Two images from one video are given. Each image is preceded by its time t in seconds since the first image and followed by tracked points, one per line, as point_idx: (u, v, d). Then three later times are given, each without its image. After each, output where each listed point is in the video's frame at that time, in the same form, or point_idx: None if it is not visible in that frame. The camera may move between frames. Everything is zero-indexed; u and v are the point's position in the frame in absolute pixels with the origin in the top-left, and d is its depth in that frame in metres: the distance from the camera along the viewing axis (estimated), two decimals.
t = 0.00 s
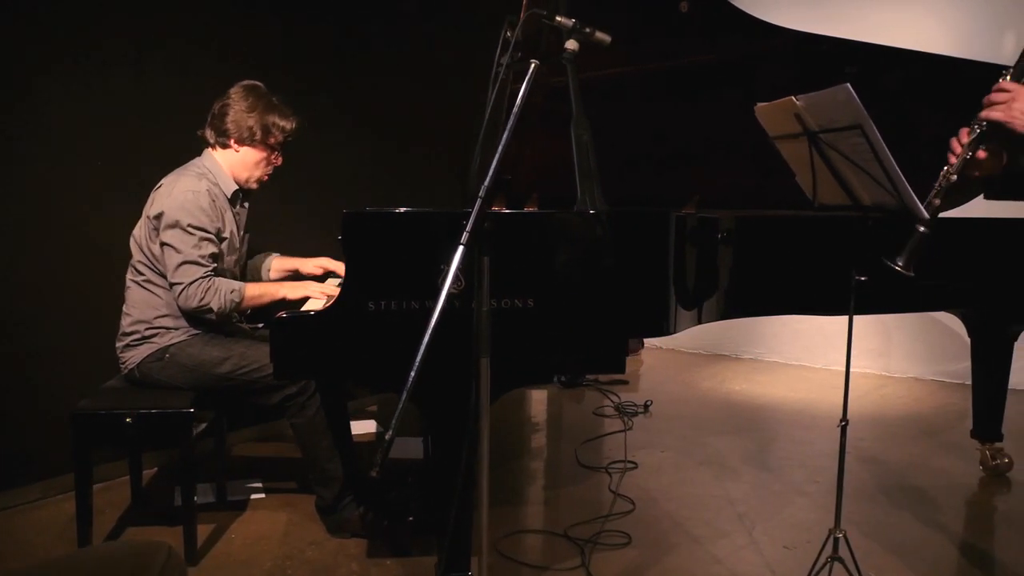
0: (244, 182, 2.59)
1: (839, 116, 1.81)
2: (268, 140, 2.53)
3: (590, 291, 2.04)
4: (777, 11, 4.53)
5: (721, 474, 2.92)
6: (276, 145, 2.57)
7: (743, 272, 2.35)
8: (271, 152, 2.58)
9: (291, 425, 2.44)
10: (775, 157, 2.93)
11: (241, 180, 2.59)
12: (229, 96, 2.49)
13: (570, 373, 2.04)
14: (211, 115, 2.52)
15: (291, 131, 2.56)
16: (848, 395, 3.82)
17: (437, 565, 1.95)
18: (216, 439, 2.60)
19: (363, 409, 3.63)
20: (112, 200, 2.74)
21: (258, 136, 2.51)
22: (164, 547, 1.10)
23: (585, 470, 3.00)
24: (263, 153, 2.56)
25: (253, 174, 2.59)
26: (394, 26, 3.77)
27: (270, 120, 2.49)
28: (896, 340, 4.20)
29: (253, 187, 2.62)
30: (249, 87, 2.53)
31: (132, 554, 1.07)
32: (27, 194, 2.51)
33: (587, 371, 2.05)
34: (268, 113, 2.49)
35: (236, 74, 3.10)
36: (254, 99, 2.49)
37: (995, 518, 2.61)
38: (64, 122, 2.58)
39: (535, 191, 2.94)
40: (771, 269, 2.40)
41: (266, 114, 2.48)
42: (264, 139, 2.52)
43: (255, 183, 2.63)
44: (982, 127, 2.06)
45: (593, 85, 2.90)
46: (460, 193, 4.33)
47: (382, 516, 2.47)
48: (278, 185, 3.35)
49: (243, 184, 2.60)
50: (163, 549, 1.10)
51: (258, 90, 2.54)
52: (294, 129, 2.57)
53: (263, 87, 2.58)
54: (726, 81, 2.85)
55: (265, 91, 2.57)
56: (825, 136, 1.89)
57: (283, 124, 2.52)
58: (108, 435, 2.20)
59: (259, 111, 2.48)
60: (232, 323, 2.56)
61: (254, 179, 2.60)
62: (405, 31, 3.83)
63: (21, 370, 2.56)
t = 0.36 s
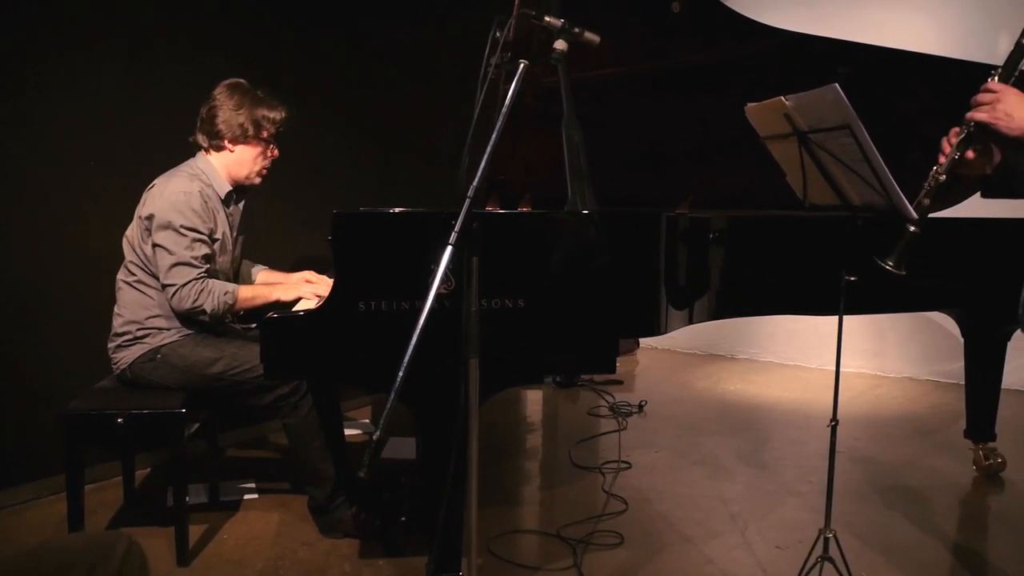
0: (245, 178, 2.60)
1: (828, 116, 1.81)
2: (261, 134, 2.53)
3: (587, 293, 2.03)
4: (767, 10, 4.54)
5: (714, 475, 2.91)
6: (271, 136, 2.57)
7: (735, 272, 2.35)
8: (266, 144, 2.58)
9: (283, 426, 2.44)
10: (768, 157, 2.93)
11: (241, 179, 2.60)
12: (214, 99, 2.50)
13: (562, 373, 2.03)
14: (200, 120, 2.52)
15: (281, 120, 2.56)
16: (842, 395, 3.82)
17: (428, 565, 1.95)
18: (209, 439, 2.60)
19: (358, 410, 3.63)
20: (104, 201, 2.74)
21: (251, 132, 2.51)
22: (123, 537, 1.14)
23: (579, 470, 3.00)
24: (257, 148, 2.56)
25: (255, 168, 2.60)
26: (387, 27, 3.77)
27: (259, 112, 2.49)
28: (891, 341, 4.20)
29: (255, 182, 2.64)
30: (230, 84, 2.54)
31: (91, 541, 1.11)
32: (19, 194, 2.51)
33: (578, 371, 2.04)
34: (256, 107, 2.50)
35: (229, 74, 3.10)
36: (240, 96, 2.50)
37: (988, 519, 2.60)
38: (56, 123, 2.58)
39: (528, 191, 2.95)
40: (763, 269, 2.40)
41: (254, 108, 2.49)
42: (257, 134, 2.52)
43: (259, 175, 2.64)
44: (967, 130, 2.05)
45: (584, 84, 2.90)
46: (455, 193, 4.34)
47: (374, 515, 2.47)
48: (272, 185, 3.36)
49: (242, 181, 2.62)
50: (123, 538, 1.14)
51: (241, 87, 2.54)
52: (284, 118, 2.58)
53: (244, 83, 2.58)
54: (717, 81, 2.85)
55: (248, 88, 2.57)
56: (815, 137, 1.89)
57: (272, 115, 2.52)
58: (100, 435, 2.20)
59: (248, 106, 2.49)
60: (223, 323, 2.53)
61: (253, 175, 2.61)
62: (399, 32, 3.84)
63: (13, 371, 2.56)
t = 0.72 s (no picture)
0: (237, 175, 2.59)
1: (813, 117, 1.81)
2: (248, 130, 2.53)
3: (575, 292, 2.03)
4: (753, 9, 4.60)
5: (703, 475, 2.91)
6: (258, 131, 2.56)
7: (722, 272, 2.36)
8: (255, 140, 2.57)
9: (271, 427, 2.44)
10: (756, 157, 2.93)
11: (232, 177, 2.59)
12: (198, 99, 2.49)
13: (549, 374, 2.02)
14: (186, 123, 2.52)
15: (265, 115, 2.56)
16: (832, 395, 3.82)
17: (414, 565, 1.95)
18: (197, 441, 2.60)
19: (348, 411, 3.63)
20: (91, 201, 2.74)
21: (237, 129, 2.50)
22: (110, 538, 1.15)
23: (569, 470, 3.00)
24: (245, 146, 2.55)
25: (246, 165, 2.59)
26: (377, 27, 3.77)
27: (242, 109, 2.49)
28: (880, 341, 4.21)
29: (248, 178, 2.63)
30: (209, 84, 2.53)
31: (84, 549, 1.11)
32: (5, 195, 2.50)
33: (565, 372, 2.04)
34: (239, 104, 2.50)
35: (217, 75, 3.10)
36: (222, 95, 2.50)
37: (976, 519, 2.61)
38: (43, 124, 2.58)
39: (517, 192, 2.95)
40: (750, 270, 2.40)
41: (238, 106, 2.49)
42: (243, 131, 2.52)
43: (251, 171, 2.63)
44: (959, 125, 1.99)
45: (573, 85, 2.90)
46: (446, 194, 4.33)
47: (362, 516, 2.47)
48: (261, 185, 3.35)
49: (234, 179, 2.60)
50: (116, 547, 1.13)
51: (218, 86, 2.53)
52: (267, 113, 2.58)
53: (222, 82, 2.57)
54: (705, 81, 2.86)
55: (225, 87, 2.56)
56: (800, 138, 1.89)
57: (255, 111, 2.52)
58: (87, 437, 2.20)
59: (230, 104, 2.49)
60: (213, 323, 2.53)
61: (245, 172, 2.60)
62: (389, 32, 3.83)
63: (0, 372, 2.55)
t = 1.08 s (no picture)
0: (215, 172, 2.58)
1: (790, 117, 1.82)
2: (222, 126, 2.51)
3: (556, 293, 2.02)
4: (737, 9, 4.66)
5: (686, 475, 2.91)
6: (233, 125, 2.55)
7: (702, 272, 2.36)
8: (230, 135, 2.56)
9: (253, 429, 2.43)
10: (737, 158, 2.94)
11: (212, 173, 2.57)
12: (169, 99, 2.48)
13: (532, 374, 2.02)
14: (161, 123, 2.51)
15: (238, 109, 2.55)
16: (814, 395, 3.84)
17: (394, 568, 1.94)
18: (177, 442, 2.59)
19: (332, 412, 3.62)
20: (70, 202, 2.72)
21: (211, 125, 2.49)
22: None
23: (554, 470, 2.99)
24: (221, 140, 2.54)
25: (224, 162, 2.58)
26: (360, 27, 3.77)
27: (214, 104, 2.48)
28: (863, 340, 4.23)
29: (228, 174, 2.61)
30: (178, 82, 2.51)
31: None
32: None
33: (544, 372, 2.03)
34: (211, 100, 2.49)
35: (198, 75, 3.09)
36: (194, 93, 2.49)
37: (957, 517, 2.61)
38: (20, 124, 2.56)
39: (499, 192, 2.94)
40: (730, 269, 2.40)
41: (210, 102, 2.48)
42: (217, 126, 2.51)
43: (230, 167, 2.61)
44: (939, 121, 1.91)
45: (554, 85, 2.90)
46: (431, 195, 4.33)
47: (344, 518, 2.46)
48: (243, 185, 3.34)
49: (213, 176, 2.59)
50: None
51: (192, 84, 2.52)
52: (240, 106, 2.57)
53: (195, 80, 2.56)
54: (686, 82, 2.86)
55: (199, 84, 2.55)
56: (777, 138, 1.90)
57: (227, 105, 2.51)
58: (66, 439, 2.18)
59: (203, 101, 2.48)
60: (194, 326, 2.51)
61: (225, 167, 2.59)
62: (372, 33, 3.83)
63: None
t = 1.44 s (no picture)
0: (189, 172, 2.56)
1: (763, 117, 1.82)
2: (196, 126, 2.50)
3: (531, 294, 2.02)
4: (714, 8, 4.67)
5: (665, 475, 2.91)
6: (206, 126, 2.53)
7: (678, 273, 2.37)
8: (205, 136, 2.54)
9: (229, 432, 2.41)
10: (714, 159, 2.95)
11: (185, 174, 2.56)
12: (142, 99, 2.46)
13: (509, 375, 2.01)
14: (134, 122, 2.49)
15: (212, 109, 2.53)
16: (793, 395, 3.86)
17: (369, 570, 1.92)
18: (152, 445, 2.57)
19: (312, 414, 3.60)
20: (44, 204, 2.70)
21: (185, 126, 2.47)
22: None
23: (534, 471, 2.99)
24: (195, 141, 2.52)
25: (198, 162, 2.56)
26: (339, 28, 3.76)
27: (188, 104, 2.47)
28: (842, 340, 4.26)
29: (202, 175, 2.59)
30: (153, 82, 2.50)
31: None
32: None
33: (519, 374, 2.03)
34: (185, 100, 2.47)
35: (174, 75, 3.07)
36: (168, 93, 2.47)
37: (934, 515, 2.63)
38: None
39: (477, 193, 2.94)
40: (706, 269, 2.41)
41: (184, 102, 2.46)
42: (191, 127, 2.49)
43: (204, 167, 2.59)
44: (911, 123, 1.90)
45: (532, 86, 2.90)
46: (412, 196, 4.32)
47: (321, 520, 2.44)
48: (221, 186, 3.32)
49: (187, 176, 2.58)
50: None
51: (165, 84, 2.50)
52: (214, 107, 2.55)
53: (169, 80, 2.54)
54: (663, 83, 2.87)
55: (173, 85, 2.53)
56: (750, 139, 1.91)
57: (201, 106, 2.50)
58: (38, 442, 2.16)
59: (177, 101, 2.46)
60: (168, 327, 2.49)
61: (200, 167, 2.57)
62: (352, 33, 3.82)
63: None
